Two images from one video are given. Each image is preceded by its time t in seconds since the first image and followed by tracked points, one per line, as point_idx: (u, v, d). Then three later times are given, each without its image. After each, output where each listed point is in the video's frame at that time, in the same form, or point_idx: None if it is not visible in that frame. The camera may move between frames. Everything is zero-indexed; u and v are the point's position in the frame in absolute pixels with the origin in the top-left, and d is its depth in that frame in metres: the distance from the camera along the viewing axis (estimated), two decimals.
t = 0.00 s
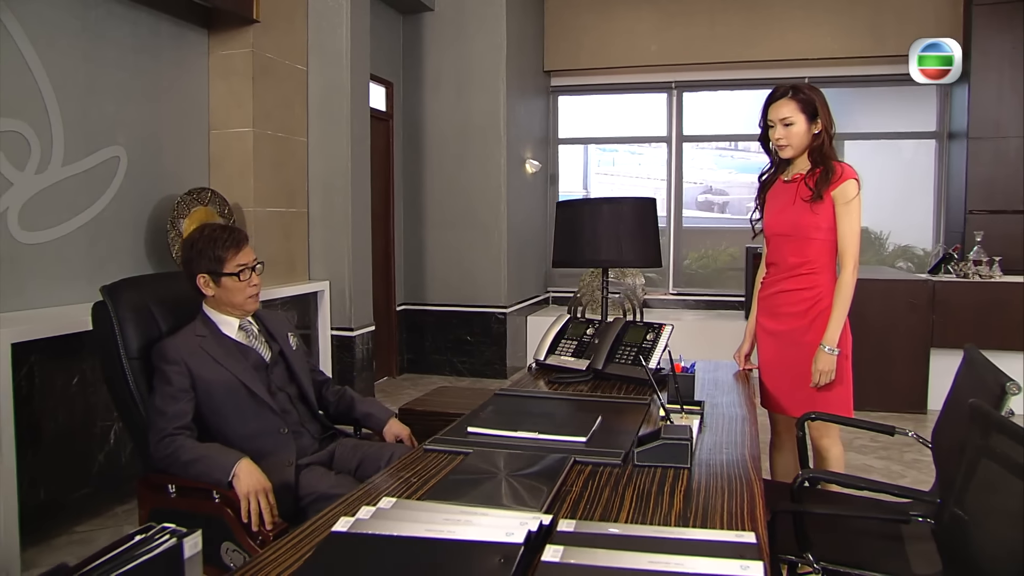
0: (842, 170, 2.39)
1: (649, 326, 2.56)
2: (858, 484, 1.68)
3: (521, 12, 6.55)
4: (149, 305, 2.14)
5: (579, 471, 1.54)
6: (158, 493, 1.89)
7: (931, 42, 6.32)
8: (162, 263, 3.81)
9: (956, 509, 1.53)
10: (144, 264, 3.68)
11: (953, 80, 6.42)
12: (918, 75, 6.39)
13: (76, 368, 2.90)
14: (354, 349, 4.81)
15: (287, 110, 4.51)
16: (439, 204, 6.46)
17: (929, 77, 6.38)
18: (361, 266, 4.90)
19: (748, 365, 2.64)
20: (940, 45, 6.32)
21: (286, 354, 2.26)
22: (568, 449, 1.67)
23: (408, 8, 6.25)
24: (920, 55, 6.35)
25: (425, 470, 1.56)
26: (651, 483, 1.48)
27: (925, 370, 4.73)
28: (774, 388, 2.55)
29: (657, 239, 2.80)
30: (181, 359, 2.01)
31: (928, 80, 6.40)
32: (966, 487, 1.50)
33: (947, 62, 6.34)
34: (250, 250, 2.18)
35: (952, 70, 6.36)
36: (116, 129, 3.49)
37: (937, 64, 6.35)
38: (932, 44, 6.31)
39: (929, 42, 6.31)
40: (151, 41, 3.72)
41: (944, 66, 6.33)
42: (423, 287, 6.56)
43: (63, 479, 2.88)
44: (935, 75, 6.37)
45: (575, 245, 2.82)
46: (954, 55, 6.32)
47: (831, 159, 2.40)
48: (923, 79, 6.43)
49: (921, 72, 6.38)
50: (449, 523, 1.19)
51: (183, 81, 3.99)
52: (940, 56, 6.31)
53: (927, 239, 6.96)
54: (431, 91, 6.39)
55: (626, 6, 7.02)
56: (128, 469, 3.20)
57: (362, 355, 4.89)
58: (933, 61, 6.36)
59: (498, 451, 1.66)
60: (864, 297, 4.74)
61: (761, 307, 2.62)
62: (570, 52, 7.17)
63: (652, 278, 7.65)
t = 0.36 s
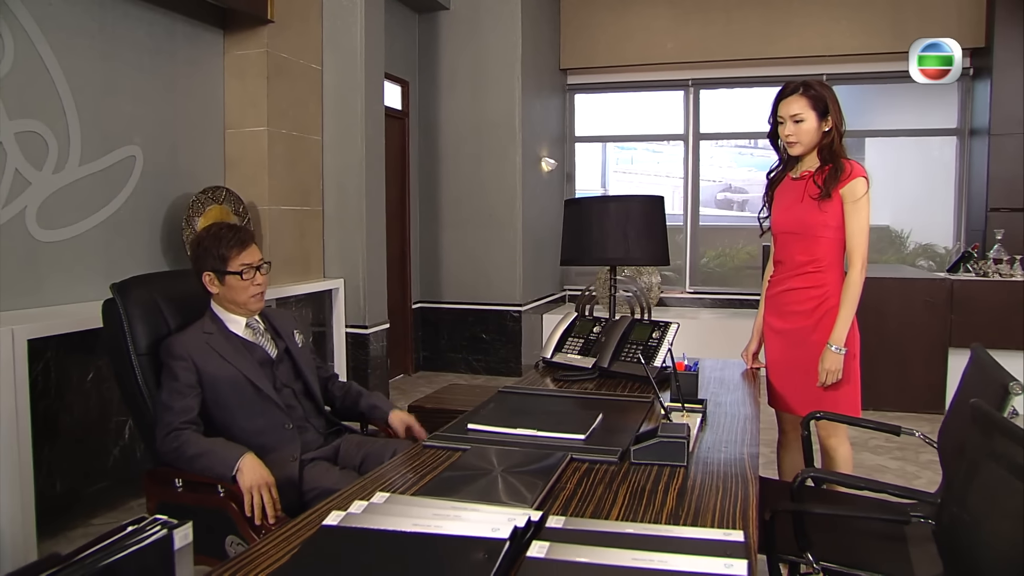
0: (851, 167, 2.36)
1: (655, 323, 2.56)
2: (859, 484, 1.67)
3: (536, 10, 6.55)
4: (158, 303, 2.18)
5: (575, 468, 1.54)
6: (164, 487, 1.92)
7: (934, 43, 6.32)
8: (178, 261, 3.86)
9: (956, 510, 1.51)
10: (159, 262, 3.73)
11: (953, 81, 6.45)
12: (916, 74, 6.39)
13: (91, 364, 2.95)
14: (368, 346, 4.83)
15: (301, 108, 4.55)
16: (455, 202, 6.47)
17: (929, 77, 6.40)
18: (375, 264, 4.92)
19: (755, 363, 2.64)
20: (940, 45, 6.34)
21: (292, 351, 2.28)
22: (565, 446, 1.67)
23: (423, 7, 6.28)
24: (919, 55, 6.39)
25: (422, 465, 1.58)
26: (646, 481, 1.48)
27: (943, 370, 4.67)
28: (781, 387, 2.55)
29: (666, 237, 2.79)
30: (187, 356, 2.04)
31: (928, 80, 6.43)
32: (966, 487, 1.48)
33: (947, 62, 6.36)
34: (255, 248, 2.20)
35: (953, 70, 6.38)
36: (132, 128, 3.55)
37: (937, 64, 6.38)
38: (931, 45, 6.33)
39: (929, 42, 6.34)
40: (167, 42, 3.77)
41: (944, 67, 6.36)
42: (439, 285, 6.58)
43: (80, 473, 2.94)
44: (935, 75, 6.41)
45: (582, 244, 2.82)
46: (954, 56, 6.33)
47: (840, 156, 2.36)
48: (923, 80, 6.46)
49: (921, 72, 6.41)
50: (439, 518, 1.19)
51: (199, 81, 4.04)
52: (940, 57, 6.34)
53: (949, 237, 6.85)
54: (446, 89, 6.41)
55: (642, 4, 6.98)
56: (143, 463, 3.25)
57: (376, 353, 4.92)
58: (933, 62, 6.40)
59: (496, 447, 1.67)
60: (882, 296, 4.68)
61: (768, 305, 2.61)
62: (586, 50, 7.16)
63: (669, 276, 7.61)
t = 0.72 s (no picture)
0: (853, 167, 2.35)
1: (656, 323, 2.53)
2: (853, 485, 1.66)
3: (547, 9, 6.54)
4: (161, 301, 2.21)
5: (566, 467, 1.54)
6: (166, 483, 1.92)
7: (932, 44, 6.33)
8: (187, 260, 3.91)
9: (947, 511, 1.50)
10: (169, 261, 3.78)
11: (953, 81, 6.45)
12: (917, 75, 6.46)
13: (100, 362, 2.98)
14: (378, 346, 4.85)
15: (311, 109, 4.58)
16: (466, 202, 6.49)
17: (928, 77, 6.40)
18: (385, 263, 4.94)
19: (757, 363, 2.66)
20: (939, 45, 6.33)
21: (292, 349, 2.31)
22: (558, 445, 1.67)
23: (434, 7, 6.29)
24: (919, 55, 6.41)
25: (415, 464, 1.59)
26: (635, 481, 1.48)
27: (955, 371, 4.61)
28: (782, 387, 2.54)
29: (668, 236, 2.79)
30: (188, 354, 2.08)
31: (927, 80, 6.45)
32: (956, 489, 1.47)
33: (947, 63, 6.37)
34: (249, 246, 2.26)
35: (952, 70, 6.37)
36: (142, 130, 3.59)
37: (937, 64, 6.38)
38: (931, 45, 6.34)
39: (929, 42, 6.35)
40: (177, 43, 3.82)
41: (944, 67, 6.37)
42: (450, 285, 6.59)
43: (90, 471, 2.98)
44: (935, 75, 6.42)
45: (585, 243, 2.82)
46: (954, 56, 6.33)
47: (843, 155, 2.34)
48: (924, 79, 6.48)
49: (921, 72, 6.44)
50: (422, 515, 1.20)
51: (208, 82, 4.08)
52: (940, 58, 6.35)
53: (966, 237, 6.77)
54: (457, 89, 6.42)
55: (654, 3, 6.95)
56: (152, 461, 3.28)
57: (386, 352, 4.94)
58: (932, 61, 6.40)
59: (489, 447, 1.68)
60: (894, 296, 4.64)
61: (770, 305, 2.60)
62: (597, 50, 7.15)
63: (681, 276, 7.57)
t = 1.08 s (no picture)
0: (860, 167, 2.32)
1: (659, 322, 2.53)
2: (852, 486, 1.64)
3: (561, 8, 6.53)
4: (165, 301, 2.24)
5: (558, 466, 1.54)
6: (169, 479, 1.98)
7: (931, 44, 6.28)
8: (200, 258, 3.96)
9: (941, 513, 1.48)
10: (181, 260, 3.83)
11: (953, 80, 6.40)
12: (915, 74, 6.39)
13: (111, 358, 3.02)
14: (390, 344, 4.87)
15: (323, 108, 4.62)
16: (480, 201, 6.49)
17: (928, 77, 6.35)
18: (397, 262, 4.96)
19: (762, 364, 2.62)
20: (939, 45, 6.30)
21: (294, 348, 2.33)
22: (552, 444, 1.67)
23: (448, 7, 6.30)
24: (919, 55, 6.37)
25: (408, 459, 1.60)
26: (626, 480, 1.48)
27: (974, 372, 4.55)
28: (787, 387, 2.54)
29: (673, 235, 2.78)
30: (191, 353, 2.11)
31: (927, 80, 6.41)
32: (951, 490, 1.45)
33: (947, 63, 6.33)
34: (253, 246, 2.29)
35: (953, 70, 6.32)
36: (155, 130, 3.64)
37: (937, 64, 6.34)
38: (931, 45, 6.30)
39: (929, 42, 6.31)
40: (190, 44, 3.86)
41: (944, 68, 6.33)
42: (464, 284, 6.60)
43: (103, 466, 3.02)
44: (935, 75, 6.38)
45: (591, 242, 2.80)
46: (953, 56, 6.30)
47: (849, 155, 2.32)
48: (924, 80, 6.42)
49: (921, 72, 6.40)
50: (407, 512, 1.21)
51: (221, 82, 4.12)
52: (939, 58, 6.31)
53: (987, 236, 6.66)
54: (472, 89, 6.43)
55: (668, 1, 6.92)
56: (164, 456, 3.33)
57: (398, 350, 4.96)
58: (931, 61, 6.37)
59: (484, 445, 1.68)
60: (910, 296, 4.59)
61: (776, 305, 2.59)
62: (612, 48, 7.12)
63: (697, 275, 7.52)
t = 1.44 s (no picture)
0: (868, 167, 2.28)
1: (663, 323, 2.52)
2: (846, 490, 1.63)
3: (576, 7, 6.52)
4: (172, 300, 2.27)
5: (551, 466, 1.54)
6: (174, 476, 2.00)
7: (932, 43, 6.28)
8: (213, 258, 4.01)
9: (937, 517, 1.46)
10: (194, 259, 3.89)
11: (953, 80, 6.46)
12: (915, 74, 6.41)
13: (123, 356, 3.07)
14: (402, 343, 4.89)
15: (336, 109, 4.65)
16: (494, 201, 6.50)
17: (929, 77, 6.42)
18: (410, 262, 4.98)
19: (769, 364, 2.61)
20: (939, 45, 6.29)
21: (299, 347, 2.35)
22: (547, 444, 1.67)
23: (462, 7, 6.31)
24: (919, 55, 6.35)
25: (400, 456, 1.61)
26: (617, 480, 1.47)
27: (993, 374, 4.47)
28: (794, 389, 2.51)
29: (679, 235, 2.77)
30: (196, 351, 2.14)
31: (927, 80, 6.44)
32: (947, 493, 1.43)
33: (947, 63, 6.34)
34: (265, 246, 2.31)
35: (952, 70, 6.37)
36: (168, 132, 3.69)
37: (937, 64, 6.35)
38: (932, 45, 6.28)
39: (929, 42, 6.29)
40: (203, 46, 3.91)
41: (944, 67, 6.34)
42: (478, 284, 6.61)
43: (114, 462, 3.07)
44: (935, 75, 6.41)
45: (597, 242, 2.80)
46: (954, 56, 6.29)
47: (855, 155, 2.29)
48: (924, 79, 6.47)
49: (921, 72, 6.42)
50: (392, 510, 1.22)
51: (235, 82, 4.17)
52: (940, 57, 6.31)
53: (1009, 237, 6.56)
54: (486, 89, 6.43)
55: None
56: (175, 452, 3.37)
57: (411, 349, 4.99)
58: (932, 61, 6.36)
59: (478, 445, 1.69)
60: (928, 296, 4.52)
61: (782, 305, 2.56)
62: (627, 47, 7.09)
63: (713, 276, 7.47)
